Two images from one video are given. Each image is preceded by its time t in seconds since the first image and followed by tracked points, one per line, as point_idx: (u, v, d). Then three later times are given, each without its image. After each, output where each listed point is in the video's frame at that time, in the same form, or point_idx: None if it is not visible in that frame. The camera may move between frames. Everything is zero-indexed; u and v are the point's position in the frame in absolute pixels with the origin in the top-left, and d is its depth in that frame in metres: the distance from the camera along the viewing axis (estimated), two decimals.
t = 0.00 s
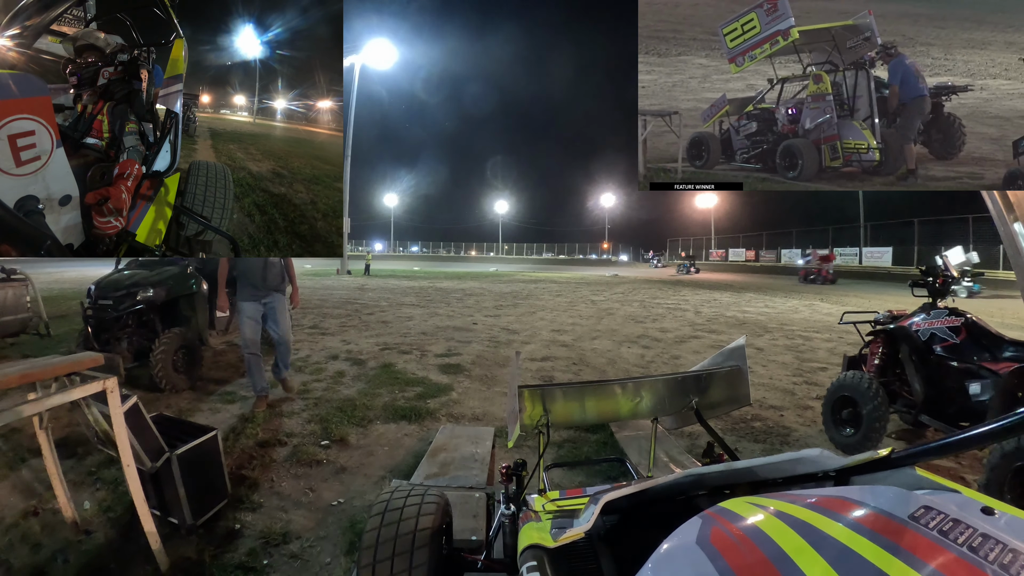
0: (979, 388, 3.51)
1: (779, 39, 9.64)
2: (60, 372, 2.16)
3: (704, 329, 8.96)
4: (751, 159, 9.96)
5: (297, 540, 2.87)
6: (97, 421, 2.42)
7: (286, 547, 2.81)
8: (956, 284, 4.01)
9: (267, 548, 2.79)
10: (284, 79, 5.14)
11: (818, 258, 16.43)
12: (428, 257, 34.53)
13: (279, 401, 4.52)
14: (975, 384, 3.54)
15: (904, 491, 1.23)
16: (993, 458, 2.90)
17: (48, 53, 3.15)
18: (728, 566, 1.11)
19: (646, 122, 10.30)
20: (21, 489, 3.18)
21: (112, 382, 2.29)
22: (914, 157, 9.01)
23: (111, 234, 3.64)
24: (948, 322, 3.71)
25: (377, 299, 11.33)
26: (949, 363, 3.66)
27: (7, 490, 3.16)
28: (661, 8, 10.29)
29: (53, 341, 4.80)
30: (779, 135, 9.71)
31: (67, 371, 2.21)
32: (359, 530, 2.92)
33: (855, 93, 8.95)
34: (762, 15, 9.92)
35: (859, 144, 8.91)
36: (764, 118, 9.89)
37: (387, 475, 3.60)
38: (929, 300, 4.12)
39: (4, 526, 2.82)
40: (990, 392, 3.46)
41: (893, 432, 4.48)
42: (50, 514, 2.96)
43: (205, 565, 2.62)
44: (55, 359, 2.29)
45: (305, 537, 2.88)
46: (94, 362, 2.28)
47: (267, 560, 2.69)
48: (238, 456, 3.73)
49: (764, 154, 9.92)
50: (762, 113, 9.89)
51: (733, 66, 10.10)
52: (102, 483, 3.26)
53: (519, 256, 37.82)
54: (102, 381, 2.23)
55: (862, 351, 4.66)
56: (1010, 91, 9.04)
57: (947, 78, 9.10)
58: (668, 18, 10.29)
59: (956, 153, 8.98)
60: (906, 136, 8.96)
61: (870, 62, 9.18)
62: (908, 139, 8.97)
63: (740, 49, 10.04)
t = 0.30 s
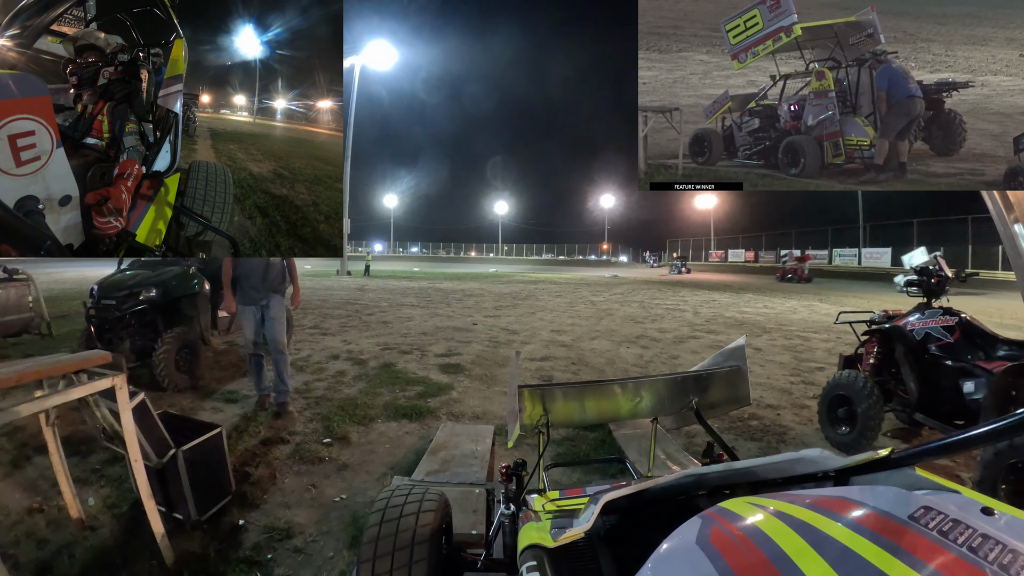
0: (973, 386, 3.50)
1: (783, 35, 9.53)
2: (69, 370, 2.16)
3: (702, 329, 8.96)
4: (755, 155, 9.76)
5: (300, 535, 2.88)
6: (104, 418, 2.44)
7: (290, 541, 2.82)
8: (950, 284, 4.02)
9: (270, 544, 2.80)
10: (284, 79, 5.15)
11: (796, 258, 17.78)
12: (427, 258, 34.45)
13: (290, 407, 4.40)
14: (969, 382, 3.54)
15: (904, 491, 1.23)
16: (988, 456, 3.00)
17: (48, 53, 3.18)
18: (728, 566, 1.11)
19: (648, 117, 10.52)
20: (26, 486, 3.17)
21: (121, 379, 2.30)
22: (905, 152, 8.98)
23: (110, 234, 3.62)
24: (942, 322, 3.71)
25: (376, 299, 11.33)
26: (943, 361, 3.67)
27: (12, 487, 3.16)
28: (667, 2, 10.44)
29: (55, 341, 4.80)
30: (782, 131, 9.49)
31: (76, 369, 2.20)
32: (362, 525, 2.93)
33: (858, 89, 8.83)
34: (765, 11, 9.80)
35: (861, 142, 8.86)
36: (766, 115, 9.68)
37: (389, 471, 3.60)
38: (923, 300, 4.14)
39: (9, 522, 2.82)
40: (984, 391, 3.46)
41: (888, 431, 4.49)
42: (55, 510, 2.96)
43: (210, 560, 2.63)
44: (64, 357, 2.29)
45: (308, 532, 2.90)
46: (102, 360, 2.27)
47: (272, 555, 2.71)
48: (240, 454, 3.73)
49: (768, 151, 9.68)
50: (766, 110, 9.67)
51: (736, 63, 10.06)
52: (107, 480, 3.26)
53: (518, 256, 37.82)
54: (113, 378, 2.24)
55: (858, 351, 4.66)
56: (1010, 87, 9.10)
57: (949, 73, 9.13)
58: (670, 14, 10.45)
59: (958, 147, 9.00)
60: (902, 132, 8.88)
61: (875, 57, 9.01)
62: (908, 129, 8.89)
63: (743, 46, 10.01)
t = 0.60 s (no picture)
0: (968, 384, 3.52)
1: (780, 36, 9.61)
2: (74, 368, 2.15)
3: (701, 328, 8.97)
4: (753, 156, 9.79)
5: (303, 530, 2.89)
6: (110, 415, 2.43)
7: (292, 537, 2.83)
8: (947, 284, 4.04)
9: (273, 539, 2.81)
10: (284, 79, 5.14)
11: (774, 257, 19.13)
12: (427, 258, 34.40)
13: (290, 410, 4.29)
14: (964, 381, 3.55)
15: (903, 491, 1.23)
16: (982, 454, 3.01)
17: (48, 53, 3.17)
18: (727, 566, 1.11)
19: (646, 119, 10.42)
20: (29, 484, 3.17)
21: (126, 377, 2.29)
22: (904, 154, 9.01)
23: (110, 234, 3.66)
24: (938, 320, 3.72)
25: (376, 299, 11.32)
26: (939, 360, 3.68)
27: (15, 485, 3.16)
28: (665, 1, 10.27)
29: (55, 340, 4.79)
30: (780, 132, 9.57)
31: (82, 367, 2.20)
32: (363, 520, 2.94)
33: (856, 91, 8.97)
34: (762, 11, 9.86)
35: (858, 142, 8.93)
36: (764, 115, 9.75)
37: (390, 468, 3.61)
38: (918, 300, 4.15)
39: (13, 519, 2.82)
40: (979, 389, 3.47)
41: (885, 429, 4.51)
42: (58, 508, 2.96)
43: (213, 556, 2.64)
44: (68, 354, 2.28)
45: (310, 528, 2.91)
46: (108, 358, 2.27)
47: (274, 550, 2.72)
48: (241, 451, 3.73)
49: (766, 151, 9.73)
50: (763, 110, 9.75)
51: (733, 63, 10.04)
52: (110, 477, 3.26)
53: (517, 256, 37.83)
54: (121, 375, 2.24)
55: (853, 348, 4.66)
56: (1009, 87, 9.07)
57: (946, 74, 9.17)
58: (668, 15, 10.30)
59: (956, 148, 9.02)
60: (897, 131, 8.95)
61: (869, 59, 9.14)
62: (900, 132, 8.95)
63: (741, 46, 9.98)
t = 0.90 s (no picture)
0: (963, 383, 3.54)
1: (774, 36, 8.96)
2: (71, 368, 2.14)
3: (697, 328, 8.95)
4: (747, 156, 9.57)
5: (300, 530, 2.90)
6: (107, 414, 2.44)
7: (290, 536, 2.84)
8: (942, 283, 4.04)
9: (270, 539, 2.81)
10: (281, 81, 5.14)
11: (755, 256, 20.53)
12: (423, 257, 34.21)
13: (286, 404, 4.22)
14: (960, 379, 3.57)
15: (899, 490, 1.24)
16: (978, 452, 3.04)
17: (45, 53, 3.26)
18: (725, 565, 1.12)
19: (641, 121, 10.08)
20: (26, 485, 3.17)
21: (123, 376, 2.29)
22: (899, 154, 8.67)
23: (109, 236, 3.70)
24: (933, 319, 3.73)
25: (372, 298, 11.27)
26: (935, 359, 3.70)
27: (12, 486, 3.15)
28: None
29: (52, 341, 4.75)
30: (775, 133, 9.28)
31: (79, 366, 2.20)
32: (360, 520, 2.94)
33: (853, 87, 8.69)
34: (757, 11, 9.04)
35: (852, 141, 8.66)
36: (759, 116, 9.40)
37: (387, 467, 3.61)
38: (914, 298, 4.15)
39: (10, 520, 2.82)
40: (974, 387, 3.49)
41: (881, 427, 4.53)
42: (55, 508, 2.95)
43: (210, 556, 2.64)
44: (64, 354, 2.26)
45: (307, 527, 2.91)
46: (105, 358, 2.26)
47: (271, 550, 2.72)
48: (239, 451, 3.73)
49: (760, 152, 9.51)
50: (758, 111, 9.39)
51: (728, 64, 9.28)
52: (107, 477, 3.26)
53: (514, 255, 37.72)
54: (118, 376, 2.23)
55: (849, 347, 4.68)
56: (1006, 87, 8.46)
57: (941, 74, 8.70)
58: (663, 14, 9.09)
59: (951, 149, 8.54)
60: (886, 134, 8.68)
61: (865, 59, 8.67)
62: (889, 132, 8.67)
63: (736, 47, 9.18)
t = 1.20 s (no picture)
0: (960, 383, 3.53)
1: (769, 30, 9.56)
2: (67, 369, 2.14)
3: (694, 327, 8.99)
4: (745, 153, 9.91)
5: (297, 532, 2.89)
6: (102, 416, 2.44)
7: (286, 538, 2.83)
8: (939, 283, 4.03)
9: (267, 541, 2.80)
10: (276, 79, 5.09)
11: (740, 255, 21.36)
12: (420, 257, 34.23)
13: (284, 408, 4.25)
14: (957, 379, 3.56)
15: (897, 489, 1.24)
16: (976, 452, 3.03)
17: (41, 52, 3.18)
18: (723, 566, 1.11)
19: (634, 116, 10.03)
20: (21, 487, 3.16)
21: (119, 377, 2.29)
22: (897, 151, 9.02)
23: (110, 234, 3.69)
24: (930, 319, 3.75)
25: (369, 298, 11.28)
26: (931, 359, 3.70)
27: (7, 488, 3.14)
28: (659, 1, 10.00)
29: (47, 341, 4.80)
30: (773, 128, 9.60)
31: (74, 367, 2.21)
32: (357, 521, 2.94)
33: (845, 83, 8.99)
34: (751, 8, 9.81)
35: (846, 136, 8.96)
36: (757, 112, 9.80)
37: (384, 468, 3.62)
38: (911, 299, 4.15)
39: (6, 522, 2.81)
40: (971, 388, 3.48)
41: (877, 426, 4.54)
42: (51, 510, 2.95)
43: (208, 556, 2.63)
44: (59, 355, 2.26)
45: (303, 529, 2.91)
46: (100, 358, 2.27)
47: (268, 551, 2.72)
48: (234, 452, 3.72)
49: (757, 148, 9.85)
50: (756, 107, 9.82)
51: (726, 60, 9.92)
52: (102, 479, 3.25)
53: (511, 255, 37.84)
54: (113, 377, 2.24)
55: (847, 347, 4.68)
56: (1005, 84, 9.01)
57: (943, 71, 9.24)
58: (662, 13, 10.00)
59: (953, 145, 8.99)
60: (880, 131, 8.99)
61: (864, 55, 9.20)
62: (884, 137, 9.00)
63: (732, 43, 9.84)
